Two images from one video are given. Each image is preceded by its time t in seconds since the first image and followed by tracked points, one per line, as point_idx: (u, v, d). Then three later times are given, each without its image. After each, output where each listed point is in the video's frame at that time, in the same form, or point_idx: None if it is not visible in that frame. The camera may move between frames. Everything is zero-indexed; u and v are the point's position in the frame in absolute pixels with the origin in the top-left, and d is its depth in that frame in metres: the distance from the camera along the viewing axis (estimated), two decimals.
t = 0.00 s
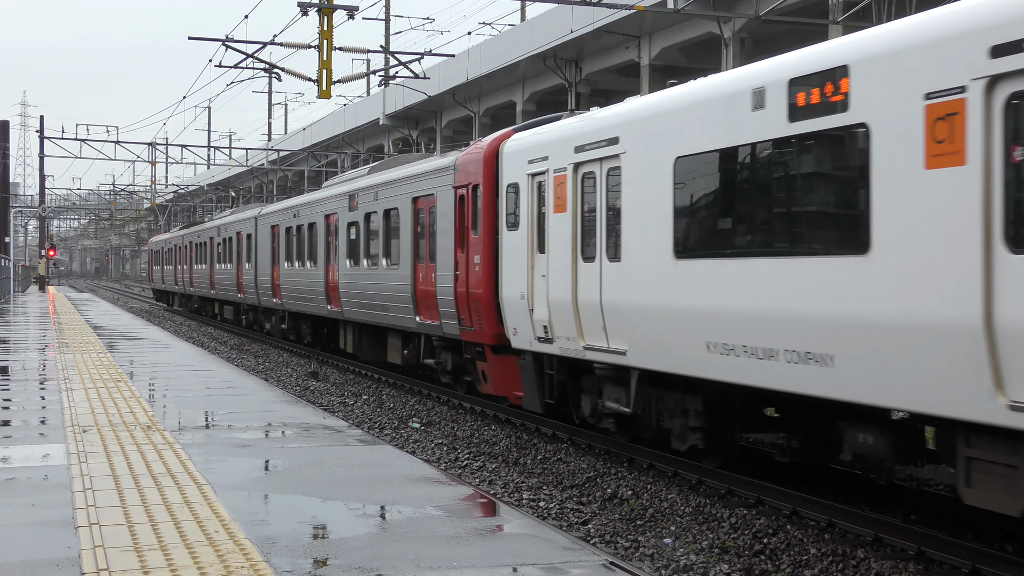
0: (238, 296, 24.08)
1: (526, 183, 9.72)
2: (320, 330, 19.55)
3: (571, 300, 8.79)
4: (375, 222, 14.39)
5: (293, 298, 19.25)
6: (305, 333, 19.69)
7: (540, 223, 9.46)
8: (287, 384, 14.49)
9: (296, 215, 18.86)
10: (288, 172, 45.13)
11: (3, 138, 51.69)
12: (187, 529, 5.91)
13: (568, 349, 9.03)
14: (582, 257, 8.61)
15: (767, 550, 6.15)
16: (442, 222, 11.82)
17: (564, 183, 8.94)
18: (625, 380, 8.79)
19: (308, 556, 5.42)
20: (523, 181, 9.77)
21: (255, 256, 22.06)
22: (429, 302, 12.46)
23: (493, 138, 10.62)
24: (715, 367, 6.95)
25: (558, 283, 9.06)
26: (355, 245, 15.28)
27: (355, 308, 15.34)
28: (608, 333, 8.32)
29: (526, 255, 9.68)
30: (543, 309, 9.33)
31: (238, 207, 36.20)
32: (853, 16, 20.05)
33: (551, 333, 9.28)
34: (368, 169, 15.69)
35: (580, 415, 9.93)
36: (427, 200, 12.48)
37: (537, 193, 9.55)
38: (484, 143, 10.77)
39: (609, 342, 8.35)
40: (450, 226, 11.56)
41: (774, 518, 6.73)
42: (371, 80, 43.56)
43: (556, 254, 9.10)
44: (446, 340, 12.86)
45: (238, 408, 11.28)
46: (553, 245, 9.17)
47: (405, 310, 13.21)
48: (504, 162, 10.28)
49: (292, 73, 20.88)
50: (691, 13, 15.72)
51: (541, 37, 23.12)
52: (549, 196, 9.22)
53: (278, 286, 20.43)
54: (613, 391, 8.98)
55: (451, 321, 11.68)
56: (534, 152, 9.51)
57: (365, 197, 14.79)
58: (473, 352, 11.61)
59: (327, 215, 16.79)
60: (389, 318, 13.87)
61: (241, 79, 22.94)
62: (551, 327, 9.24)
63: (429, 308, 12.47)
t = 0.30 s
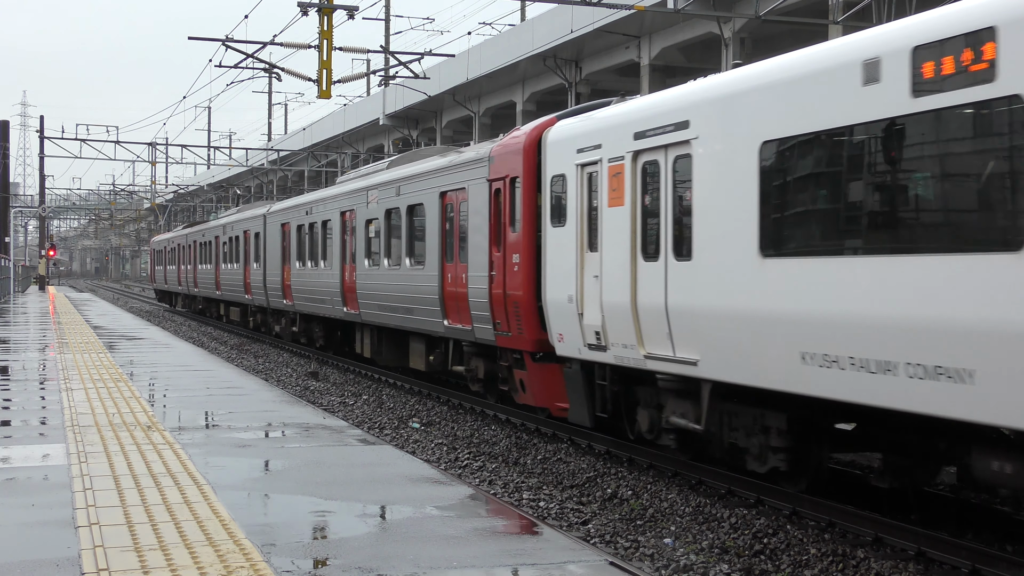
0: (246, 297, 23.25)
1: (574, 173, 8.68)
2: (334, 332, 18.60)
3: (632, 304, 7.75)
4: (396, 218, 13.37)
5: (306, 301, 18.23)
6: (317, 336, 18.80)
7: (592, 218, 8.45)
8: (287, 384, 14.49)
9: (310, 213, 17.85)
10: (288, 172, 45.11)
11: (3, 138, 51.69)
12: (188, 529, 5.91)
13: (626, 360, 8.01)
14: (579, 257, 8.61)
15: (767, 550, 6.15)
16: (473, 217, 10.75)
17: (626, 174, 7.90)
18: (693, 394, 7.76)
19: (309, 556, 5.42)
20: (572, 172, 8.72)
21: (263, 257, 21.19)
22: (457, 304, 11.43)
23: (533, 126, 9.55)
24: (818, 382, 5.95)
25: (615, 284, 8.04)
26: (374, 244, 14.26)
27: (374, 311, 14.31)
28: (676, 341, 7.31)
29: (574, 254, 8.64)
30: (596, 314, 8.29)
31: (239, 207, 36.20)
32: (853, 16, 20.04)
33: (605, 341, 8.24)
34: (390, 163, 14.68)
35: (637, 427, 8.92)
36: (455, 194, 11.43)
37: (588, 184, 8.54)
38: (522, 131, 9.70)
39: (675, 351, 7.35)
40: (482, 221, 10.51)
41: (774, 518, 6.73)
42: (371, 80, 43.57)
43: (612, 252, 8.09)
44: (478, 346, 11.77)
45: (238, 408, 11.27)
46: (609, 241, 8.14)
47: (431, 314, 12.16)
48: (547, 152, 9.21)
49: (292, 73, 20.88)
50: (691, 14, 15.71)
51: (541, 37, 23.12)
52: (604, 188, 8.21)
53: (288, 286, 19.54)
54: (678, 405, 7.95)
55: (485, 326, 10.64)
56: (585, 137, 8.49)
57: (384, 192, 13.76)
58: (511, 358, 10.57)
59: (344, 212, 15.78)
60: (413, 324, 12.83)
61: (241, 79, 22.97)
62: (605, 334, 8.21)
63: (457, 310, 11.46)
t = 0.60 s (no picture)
0: (254, 299, 22.40)
1: (630, 162, 7.79)
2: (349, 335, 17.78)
3: (705, 308, 6.86)
4: (422, 215, 12.53)
5: (320, 303, 17.28)
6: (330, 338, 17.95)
7: (651, 212, 7.55)
8: (287, 384, 14.50)
9: (324, 210, 16.93)
10: (288, 172, 45.13)
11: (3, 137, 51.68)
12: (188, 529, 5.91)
13: (694, 370, 7.11)
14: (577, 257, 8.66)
15: (767, 550, 6.15)
16: (512, 213, 9.92)
17: (700, 162, 6.95)
18: (778, 409, 6.77)
19: (309, 557, 5.42)
20: (628, 160, 7.83)
21: (272, 257, 20.31)
22: (491, 306, 10.62)
23: (580, 113, 8.70)
24: (945, 400, 5.02)
25: (684, 285, 7.12)
26: (398, 243, 13.37)
27: (397, 314, 13.40)
28: (759, 351, 6.41)
29: (631, 252, 7.75)
30: (659, 319, 7.40)
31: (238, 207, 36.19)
32: (853, 16, 20.06)
33: (670, 348, 7.34)
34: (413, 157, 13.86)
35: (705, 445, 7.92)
36: (488, 189, 10.61)
37: (649, 175, 7.61)
38: (569, 118, 8.85)
39: (757, 362, 6.46)
40: (521, 218, 9.68)
41: (774, 518, 6.73)
42: (371, 80, 43.58)
43: (680, 248, 7.17)
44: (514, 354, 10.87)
45: (239, 408, 11.28)
46: (675, 238, 7.23)
47: (462, 317, 11.32)
48: (598, 139, 8.36)
49: (292, 73, 20.88)
50: (691, 14, 15.71)
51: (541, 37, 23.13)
52: (669, 179, 7.30)
53: (300, 287, 18.61)
54: (758, 423, 6.94)
55: (525, 331, 9.78)
56: (647, 122, 7.56)
57: (409, 187, 12.91)
58: (551, 367, 9.60)
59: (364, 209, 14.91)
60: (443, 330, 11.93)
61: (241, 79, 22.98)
62: (670, 341, 7.31)
63: (491, 313, 10.65)
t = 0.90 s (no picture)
0: (262, 299, 21.53)
1: (702, 149, 6.83)
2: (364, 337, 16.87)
3: (798, 314, 5.91)
4: (450, 211, 11.56)
5: (334, 305, 16.33)
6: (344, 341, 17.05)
7: (728, 205, 6.60)
8: (287, 384, 14.50)
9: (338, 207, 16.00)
10: (288, 172, 45.11)
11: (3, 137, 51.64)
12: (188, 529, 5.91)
13: (778, 385, 6.17)
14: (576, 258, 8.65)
15: (767, 550, 6.15)
16: (555, 208, 8.99)
17: (794, 145, 5.99)
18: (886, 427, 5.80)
19: (308, 556, 5.42)
20: (699, 146, 6.87)
21: (282, 256, 19.38)
22: (529, 311, 9.67)
23: (639, 95, 7.73)
24: (937, 400, 5.01)
25: (770, 286, 6.17)
26: (422, 243, 12.39)
27: (421, 317, 12.41)
28: (866, 365, 5.46)
29: (704, 250, 6.80)
30: (740, 326, 6.44)
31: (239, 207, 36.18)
32: (853, 17, 20.06)
33: (752, 359, 6.38)
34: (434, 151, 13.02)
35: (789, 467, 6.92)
36: (526, 181, 9.66)
37: (726, 162, 6.66)
38: (625, 100, 7.90)
39: (864, 376, 5.50)
40: (567, 213, 8.75)
41: (773, 518, 6.73)
42: (372, 80, 43.56)
43: (763, 244, 6.23)
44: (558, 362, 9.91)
45: (239, 408, 11.27)
46: (757, 234, 6.27)
47: (495, 322, 10.37)
48: (661, 124, 7.38)
49: (292, 73, 20.86)
50: (691, 13, 15.71)
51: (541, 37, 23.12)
52: (752, 167, 6.34)
53: (313, 288, 17.67)
54: (862, 445, 5.94)
55: (572, 338, 8.84)
56: (725, 102, 6.62)
57: (433, 181, 11.97)
58: (602, 377, 8.63)
59: (382, 206, 13.97)
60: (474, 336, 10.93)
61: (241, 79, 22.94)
62: (752, 352, 6.36)
63: (529, 318, 9.71)
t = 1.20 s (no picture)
0: (272, 301, 20.73)
1: (793, 134, 5.98)
2: (382, 341, 15.99)
3: (919, 323, 5.01)
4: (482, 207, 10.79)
5: (353, 308, 15.53)
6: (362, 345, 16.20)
7: (824, 195, 5.75)
8: (287, 384, 14.50)
9: (356, 204, 15.25)
10: (288, 172, 45.11)
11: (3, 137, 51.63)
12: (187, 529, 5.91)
13: (890, 404, 5.30)
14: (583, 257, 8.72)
15: (767, 550, 6.15)
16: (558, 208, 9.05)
17: (908, 125, 5.12)
18: None
19: (308, 556, 5.42)
20: (789, 131, 6.02)
21: (294, 255, 18.59)
22: (578, 315, 8.86)
23: (712, 74, 6.87)
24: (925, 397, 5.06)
25: (876, 288, 5.30)
26: (451, 241, 11.61)
27: (450, 322, 11.63)
28: (1010, 382, 4.54)
29: (796, 248, 5.93)
30: (840, 334, 5.59)
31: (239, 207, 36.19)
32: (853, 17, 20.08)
33: (857, 373, 5.51)
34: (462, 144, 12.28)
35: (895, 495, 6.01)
36: (573, 173, 8.85)
37: (819, 148, 5.82)
38: (695, 80, 7.06)
39: (1006, 397, 4.58)
40: (624, 206, 7.94)
41: (774, 518, 6.73)
42: (372, 79, 43.57)
43: (870, 240, 5.35)
44: (608, 372, 9.01)
45: (239, 408, 11.27)
46: (863, 228, 5.40)
47: (538, 326, 9.57)
48: (739, 106, 6.54)
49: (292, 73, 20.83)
50: (691, 14, 15.71)
51: (541, 37, 23.12)
52: (855, 151, 5.48)
53: (327, 290, 16.92)
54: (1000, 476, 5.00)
55: (628, 345, 8.02)
56: (821, 76, 5.76)
57: (463, 175, 11.20)
58: (665, 390, 7.75)
59: (407, 203, 13.19)
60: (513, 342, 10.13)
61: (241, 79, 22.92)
62: (858, 364, 5.49)
63: (578, 323, 8.90)
